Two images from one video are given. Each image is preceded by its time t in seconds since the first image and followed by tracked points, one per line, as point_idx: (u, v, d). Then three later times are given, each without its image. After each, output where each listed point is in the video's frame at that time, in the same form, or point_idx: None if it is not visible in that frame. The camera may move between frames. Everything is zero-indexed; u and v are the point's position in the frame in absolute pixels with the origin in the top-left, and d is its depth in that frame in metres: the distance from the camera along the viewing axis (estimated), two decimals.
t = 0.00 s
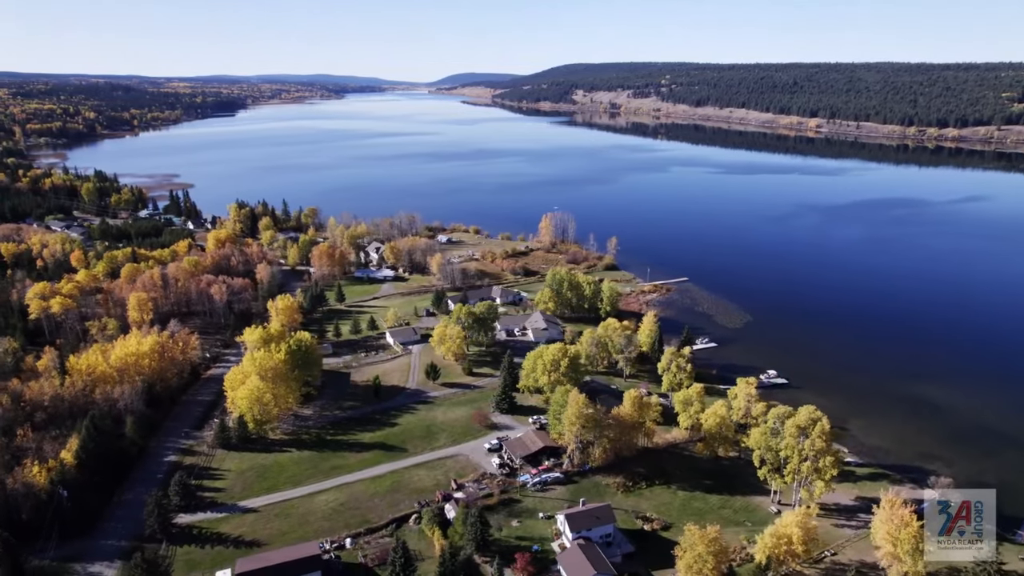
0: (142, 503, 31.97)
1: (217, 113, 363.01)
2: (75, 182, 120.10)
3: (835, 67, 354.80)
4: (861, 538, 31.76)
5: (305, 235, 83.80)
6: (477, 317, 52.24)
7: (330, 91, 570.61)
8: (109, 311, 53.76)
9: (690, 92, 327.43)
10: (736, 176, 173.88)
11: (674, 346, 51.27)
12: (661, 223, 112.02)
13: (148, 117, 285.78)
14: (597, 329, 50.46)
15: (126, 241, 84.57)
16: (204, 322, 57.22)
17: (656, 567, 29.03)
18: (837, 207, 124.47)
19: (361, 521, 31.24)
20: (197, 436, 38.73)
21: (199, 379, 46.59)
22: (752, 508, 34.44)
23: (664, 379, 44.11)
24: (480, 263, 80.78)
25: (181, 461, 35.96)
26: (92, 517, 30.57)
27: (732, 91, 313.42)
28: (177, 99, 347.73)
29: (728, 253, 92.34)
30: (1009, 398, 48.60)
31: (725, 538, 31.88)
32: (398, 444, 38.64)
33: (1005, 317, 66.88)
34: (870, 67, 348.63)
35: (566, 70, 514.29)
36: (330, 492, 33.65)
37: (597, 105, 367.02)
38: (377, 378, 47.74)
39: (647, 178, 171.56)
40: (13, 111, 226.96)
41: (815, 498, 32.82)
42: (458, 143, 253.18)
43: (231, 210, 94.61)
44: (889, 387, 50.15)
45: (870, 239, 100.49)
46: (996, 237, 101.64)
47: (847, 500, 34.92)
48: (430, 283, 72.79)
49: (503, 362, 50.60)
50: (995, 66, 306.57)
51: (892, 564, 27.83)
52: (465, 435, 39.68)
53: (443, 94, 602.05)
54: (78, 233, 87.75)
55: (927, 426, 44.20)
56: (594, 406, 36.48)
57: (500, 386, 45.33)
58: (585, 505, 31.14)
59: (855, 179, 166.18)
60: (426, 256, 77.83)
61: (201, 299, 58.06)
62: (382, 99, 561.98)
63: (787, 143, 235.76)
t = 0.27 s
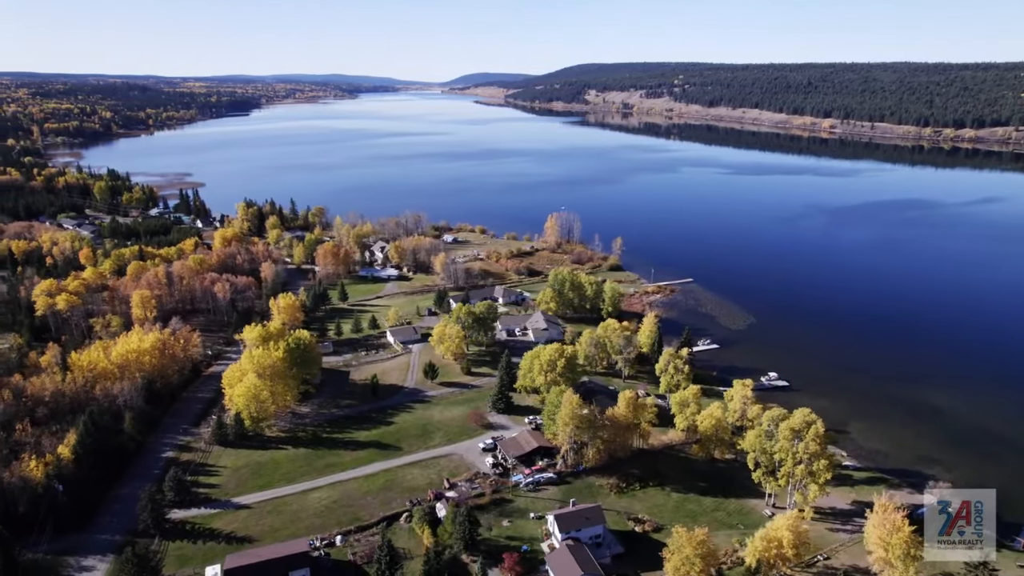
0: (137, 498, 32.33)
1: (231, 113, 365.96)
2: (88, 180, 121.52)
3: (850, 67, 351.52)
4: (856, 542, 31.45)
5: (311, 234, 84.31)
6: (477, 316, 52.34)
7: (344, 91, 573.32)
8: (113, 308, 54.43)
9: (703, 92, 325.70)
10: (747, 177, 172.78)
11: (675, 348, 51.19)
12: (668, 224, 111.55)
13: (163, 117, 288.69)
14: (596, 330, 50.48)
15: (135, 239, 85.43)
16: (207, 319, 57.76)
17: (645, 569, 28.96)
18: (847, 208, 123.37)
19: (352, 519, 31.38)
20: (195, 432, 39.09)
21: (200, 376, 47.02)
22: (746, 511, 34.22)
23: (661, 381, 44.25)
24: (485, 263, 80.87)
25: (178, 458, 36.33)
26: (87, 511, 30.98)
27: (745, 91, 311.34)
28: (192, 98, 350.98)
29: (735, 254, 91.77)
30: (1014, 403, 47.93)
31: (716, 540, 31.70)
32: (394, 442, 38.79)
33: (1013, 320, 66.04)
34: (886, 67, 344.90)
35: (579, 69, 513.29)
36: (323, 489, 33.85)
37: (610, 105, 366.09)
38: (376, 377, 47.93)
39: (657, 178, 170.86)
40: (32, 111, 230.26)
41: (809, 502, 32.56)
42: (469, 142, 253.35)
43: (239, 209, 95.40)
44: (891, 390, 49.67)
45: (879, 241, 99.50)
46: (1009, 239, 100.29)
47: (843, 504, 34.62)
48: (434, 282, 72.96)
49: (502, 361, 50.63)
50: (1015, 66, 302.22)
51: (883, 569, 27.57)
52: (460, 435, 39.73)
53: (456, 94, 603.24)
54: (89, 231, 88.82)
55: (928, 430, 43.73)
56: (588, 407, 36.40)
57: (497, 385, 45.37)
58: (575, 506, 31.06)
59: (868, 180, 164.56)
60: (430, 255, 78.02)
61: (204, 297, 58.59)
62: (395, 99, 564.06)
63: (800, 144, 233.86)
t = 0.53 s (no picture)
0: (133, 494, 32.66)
1: (243, 113, 368.23)
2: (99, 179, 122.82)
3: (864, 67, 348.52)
4: (850, 546, 31.18)
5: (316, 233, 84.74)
6: (476, 316, 52.40)
7: (356, 91, 575.83)
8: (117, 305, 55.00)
9: (714, 92, 324.20)
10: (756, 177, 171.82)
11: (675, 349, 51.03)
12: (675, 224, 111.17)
13: (176, 117, 291.26)
14: (596, 330, 50.36)
15: (143, 237, 86.22)
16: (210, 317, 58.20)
17: (636, 570, 28.90)
18: (856, 209, 122.37)
19: (344, 517, 31.52)
20: (193, 429, 39.42)
21: (201, 373, 47.42)
22: (741, 513, 34.01)
23: (659, 382, 44.11)
24: (488, 263, 80.95)
25: (176, 454, 36.67)
26: (83, 506, 31.35)
27: (757, 91, 309.50)
28: (205, 98, 353.71)
29: (740, 255, 91.26)
30: (1019, 407, 47.32)
31: (708, 543, 31.54)
32: (389, 441, 38.94)
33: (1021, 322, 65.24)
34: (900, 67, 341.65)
35: (590, 70, 512.48)
36: (317, 487, 34.03)
37: (620, 105, 365.34)
38: (374, 375, 48.10)
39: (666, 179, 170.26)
40: (47, 110, 233.03)
41: (804, 505, 32.32)
42: (479, 142, 253.57)
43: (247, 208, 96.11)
44: (893, 393, 49.20)
45: (888, 242, 98.59)
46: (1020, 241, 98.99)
47: (839, 508, 34.37)
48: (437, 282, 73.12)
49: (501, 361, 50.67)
50: None
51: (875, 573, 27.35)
52: (456, 434, 39.81)
53: (467, 93, 604.19)
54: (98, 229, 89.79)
55: (929, 434, 43.28)
56: (582, 407, 36.37)
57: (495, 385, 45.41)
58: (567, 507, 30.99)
59: (880, 181, 163.07)
60: (433, 255, 78.21)
61: (207, 296, 59.10)
62: (406, 99, 565.91)
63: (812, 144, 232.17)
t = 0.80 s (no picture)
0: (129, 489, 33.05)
1: (257, 112, 370.64)
2: (111, 177, 124.33)
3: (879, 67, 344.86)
4: (844, 550, 30.88)
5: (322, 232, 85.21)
6: (475, 315, 52.38)
7: (369, 91, 578.31)
8: (122, 301, 55.65)
9: (727, 92, 322.24)
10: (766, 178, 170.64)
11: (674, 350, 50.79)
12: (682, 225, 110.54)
13: (190, 116, 293.98)
14: (595, 330, 50.26)
15: (152, 236, 87.12)
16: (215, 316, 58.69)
17: (624, 572, 28.81)
18: (866, 211, 121.05)
19: (336, 514, 31.71)
20: (191, 425, 39.83)
21: (202, 370, 47.91)
22: (734, 516, 33.79)
23: (656, 383, 43.94)
24: (492, 262, 81.00)
25: (173, 450, 37.09)
26: (78, 501, 31.79)
27: (770, 91, 307.19)
28: (219, 98, 356.84)
29: (746, 256, 90.48)
30: None
31: (699, 545, 31.40)
32: (385, 439, 39.12)
33: None
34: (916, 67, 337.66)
35: (603, 69, 510.84)
36: (310, 485, 34.23)
37: (632, 105, 364.19)
38: (373, 374, 48.34)
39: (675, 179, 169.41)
40: (64, 110, 236.23)
41: (797, 509, 32.06)
42: (490, 142, 253.68)
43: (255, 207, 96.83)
44: (897, 396, 48.50)
45: (898, 244, 97.34)
46: None
47: (834, 512, 34.07)
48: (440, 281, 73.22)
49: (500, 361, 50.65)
50: None
51: None
52: (452, 433, 39.90)
53: (480, 94, 604.84)
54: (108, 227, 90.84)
55: (932, 439, 42.69)
56: (576, 407, 36.33)
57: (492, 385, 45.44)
58: (556, 508, 31.00)
59: (893, 182, 161.18)
60: (438, 254, 78.41)
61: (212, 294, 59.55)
62: (419, 100, 567.60)
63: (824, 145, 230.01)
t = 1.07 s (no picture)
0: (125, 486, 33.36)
1: (268, 111, 372.70)
2: (122, 176, 125.48)
3: (893, 67, 341.49)
4: (837, 553, 30.67)
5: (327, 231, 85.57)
6: (475, 315, 52.42)
7: (380, 91, 580.02)
8: (127, 299, 56.18)
9: (738, 92, 320.39)
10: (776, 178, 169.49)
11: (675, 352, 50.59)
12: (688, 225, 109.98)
13: (202, 116, 296.08)
14: (594, 331, 50.15)
15: (159, 234, 87.84)
16: (218, 314, 59.12)
17: (614, 573, 28.77)
18: (876, 212, 119.87)
19: (329, 512, 31.86)
20: (189, 423, 40.15)
21: (202, 368, 48.29)
22: (728, 518, 33.62)
23: (654, 384, 43.80)
24: (496, 262, 81.04)
25: (170, 447, 37.40)
26: (74, 497, 32.10)
27: (781, 91, 305.05)
28: (231, 97, 359.20)
29: (751, 256, 89.88)
30: None
31: (691, 547, 31.28)
32: (381, 438, 39.24)
33: None
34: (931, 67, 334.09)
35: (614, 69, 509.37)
36: (305, 482, 34.42)
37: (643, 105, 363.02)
38: (372, 373, 48.50)
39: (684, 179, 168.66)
40: (78, 110, 238.75)
41: (792, 511, 31.86)
42: (499, 142, 253.63)
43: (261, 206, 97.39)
44: (899, 399, 48.01)
45: (906, 245, 96.31)
46: None
47: (830, 515, 33.82)
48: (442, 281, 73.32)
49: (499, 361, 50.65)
50: None
51: None
52: (448, 432, 39.97)
53: (490, 93, 604.93)
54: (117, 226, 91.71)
55: (932, 442, 42.27)
56: (570, 408, 36.28)
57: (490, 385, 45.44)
58: (547, 508, 30.99)
59: (905, 183, 159.51)
60: (441, 253, 78.50)
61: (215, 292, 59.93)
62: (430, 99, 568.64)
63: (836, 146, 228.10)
